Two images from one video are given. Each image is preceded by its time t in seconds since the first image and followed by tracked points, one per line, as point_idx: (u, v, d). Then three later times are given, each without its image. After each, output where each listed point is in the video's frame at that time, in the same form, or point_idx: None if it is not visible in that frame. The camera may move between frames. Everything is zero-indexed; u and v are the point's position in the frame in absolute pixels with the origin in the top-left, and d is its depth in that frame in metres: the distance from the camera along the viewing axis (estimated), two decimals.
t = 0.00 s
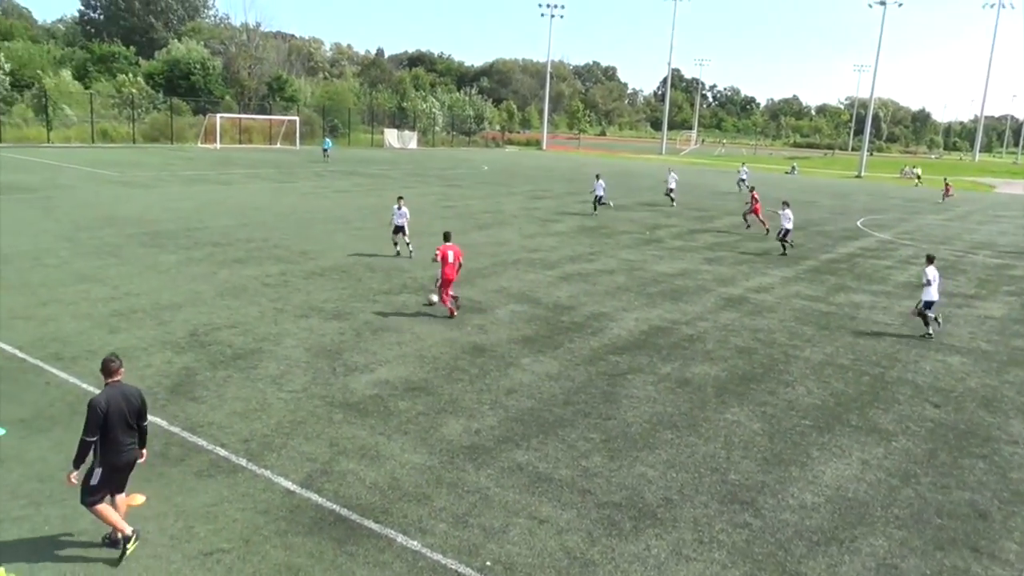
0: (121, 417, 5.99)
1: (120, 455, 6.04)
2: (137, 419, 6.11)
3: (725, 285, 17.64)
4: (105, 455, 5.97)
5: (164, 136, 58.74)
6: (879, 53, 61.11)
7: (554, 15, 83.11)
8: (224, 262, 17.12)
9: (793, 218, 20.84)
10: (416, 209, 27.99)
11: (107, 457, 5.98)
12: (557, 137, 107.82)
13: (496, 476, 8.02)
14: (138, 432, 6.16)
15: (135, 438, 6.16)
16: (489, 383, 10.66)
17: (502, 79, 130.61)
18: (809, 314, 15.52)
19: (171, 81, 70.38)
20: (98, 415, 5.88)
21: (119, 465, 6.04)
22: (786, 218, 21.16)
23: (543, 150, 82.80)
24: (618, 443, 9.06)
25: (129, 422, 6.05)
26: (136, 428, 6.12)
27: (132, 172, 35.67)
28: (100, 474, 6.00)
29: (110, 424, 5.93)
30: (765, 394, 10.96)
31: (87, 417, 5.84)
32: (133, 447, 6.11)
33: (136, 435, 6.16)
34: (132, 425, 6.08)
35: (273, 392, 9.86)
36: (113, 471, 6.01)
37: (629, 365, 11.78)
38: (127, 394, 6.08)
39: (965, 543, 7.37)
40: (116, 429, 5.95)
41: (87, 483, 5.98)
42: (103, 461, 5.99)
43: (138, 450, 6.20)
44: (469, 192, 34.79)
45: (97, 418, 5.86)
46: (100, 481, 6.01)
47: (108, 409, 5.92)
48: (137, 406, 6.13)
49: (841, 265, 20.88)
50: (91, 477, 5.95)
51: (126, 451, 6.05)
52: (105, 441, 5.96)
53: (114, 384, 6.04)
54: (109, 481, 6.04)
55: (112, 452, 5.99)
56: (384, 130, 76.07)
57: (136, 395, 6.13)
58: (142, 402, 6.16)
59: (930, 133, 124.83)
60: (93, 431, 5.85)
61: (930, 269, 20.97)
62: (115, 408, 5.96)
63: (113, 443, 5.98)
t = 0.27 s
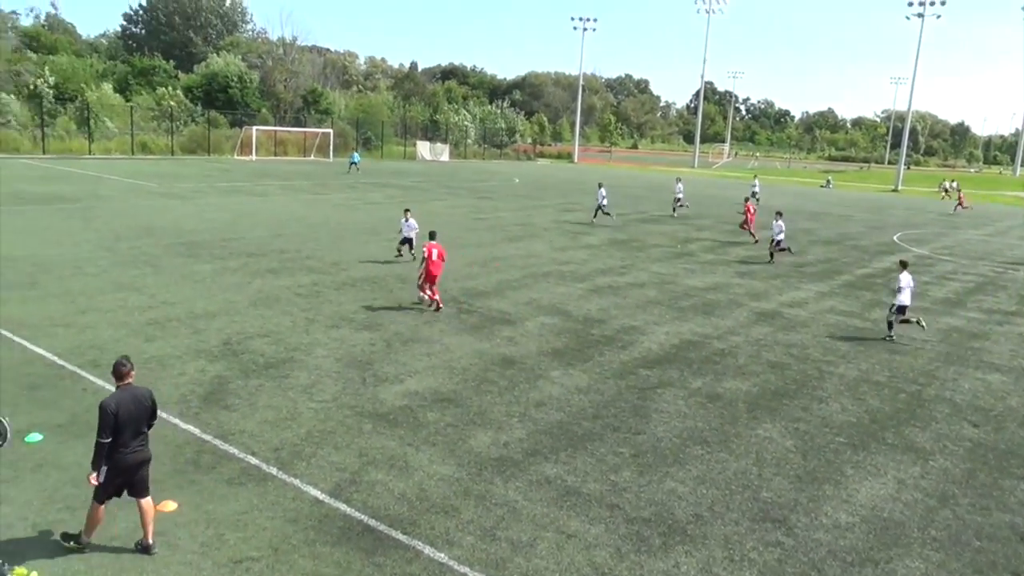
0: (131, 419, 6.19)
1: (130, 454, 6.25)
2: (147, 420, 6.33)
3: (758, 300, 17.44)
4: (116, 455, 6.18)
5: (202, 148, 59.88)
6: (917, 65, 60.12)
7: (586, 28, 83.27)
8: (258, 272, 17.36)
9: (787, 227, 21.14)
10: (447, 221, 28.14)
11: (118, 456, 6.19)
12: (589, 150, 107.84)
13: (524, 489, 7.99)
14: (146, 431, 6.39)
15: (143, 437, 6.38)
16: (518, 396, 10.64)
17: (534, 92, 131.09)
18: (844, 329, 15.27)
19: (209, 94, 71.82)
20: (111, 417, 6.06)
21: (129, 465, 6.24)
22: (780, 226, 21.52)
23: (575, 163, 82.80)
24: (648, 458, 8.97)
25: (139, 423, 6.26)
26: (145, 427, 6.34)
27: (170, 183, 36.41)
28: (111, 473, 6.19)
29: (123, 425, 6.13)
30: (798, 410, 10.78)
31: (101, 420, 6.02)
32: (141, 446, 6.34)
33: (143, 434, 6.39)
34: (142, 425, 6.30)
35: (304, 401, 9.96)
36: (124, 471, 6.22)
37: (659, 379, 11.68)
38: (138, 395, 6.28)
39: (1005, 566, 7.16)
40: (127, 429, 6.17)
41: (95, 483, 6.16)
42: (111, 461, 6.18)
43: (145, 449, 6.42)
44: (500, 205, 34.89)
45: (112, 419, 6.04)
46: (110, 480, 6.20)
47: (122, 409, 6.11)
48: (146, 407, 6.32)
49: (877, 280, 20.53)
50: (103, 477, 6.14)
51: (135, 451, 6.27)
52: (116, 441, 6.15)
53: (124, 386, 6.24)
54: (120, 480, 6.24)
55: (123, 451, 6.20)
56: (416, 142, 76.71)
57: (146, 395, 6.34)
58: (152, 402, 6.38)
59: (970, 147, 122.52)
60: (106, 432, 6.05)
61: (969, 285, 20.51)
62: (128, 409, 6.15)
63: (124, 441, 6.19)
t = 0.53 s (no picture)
0: (125, 428, 6.31)
1: (123, 462, 6.37)
2: (141, 429, 6.45)
3: (781, 313, 17.28)
4: (109, 462, 6.30)
5: (226, 161, 60.65)
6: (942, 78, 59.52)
7: (609, 42, 83.46)
8: (281, 284, 17.52)
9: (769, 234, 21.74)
10: (469, 234, 28.23)
11: (111, 463, 6.31)
12: (610, 163, 107.84)
13: (545, 503, 7.96)
14: (142, 441, 6.50)
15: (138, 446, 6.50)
16: (538, 409, 10.61)
17: (556, 105, 131.43)
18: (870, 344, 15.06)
19: (235, 108, 72.82)
20: (104, 423, 6.20)
21: (121, 472, 6.35)
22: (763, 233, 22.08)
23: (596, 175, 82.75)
24: (669, 472, 8.90)
25: (133, 432, 6.37)
26: (140, 437, 6.46)
27: (196, 196, 36.90)
28: (103, 480, 6.31)
29: (116, 432, 6.26)
30: (823, 425, 10.65)
31: (95, 428, 6.17)
32: (136, 456, 6.46)
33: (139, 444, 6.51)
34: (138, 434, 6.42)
35: (325, 412, 10.01)
36: (115, 478, 6.32)
37: (681, 393, 11.60)
38: (135, 404, 6.42)
39: None
40: (121, 437, 6.29)
41: (89, 488, 6.28)
42: (106, 468, 6.31)
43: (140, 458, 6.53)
44: (521, 218, 34.95)
45: (106, 426, 6.19)
46: (102, 487, 6.32)
47: (116, 417, 6.25)
48: (141, 417, 6.43)
49: (903, 294, 20.27)
50: (95, 483, 6.26)
51: (128, 459, 6.39)
52: (108, 448, 6.28)
53: (122, 394, 6.38)
54: (111, 488, 6.34)
55: (115, 458, 6.32)
56: (438, 155, 77.13)
57: (142, 404, 6.47)
58: (149, 411, 6.50)
59: (998, 160, 120.88)
60: (100, 440, 6.18)
61: (997, 299, 20.19)
62: (122, 417, 6.28)
63: (118, 449, 6.32)
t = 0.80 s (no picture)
0: (123, 431, 6.49)
1: (122, 467, 6.51)
2: (143, 436, 6.60)
3: (802, 328, 17.13)
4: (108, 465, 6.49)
5: (247, 174, 61.30)
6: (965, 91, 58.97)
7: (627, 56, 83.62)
8: (300, 296, 17.64)
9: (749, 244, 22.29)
10: (487, 247, 28.29)
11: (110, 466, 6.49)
12: (628, 176, 107.78)
13: (562, 517, 7.92)
14: (144, 448, 6.64)
15: (140, 452, 6.64)
16: (556, 422, 10.58)
17: (574, 119, 131.71)
18: (894, 360, 14.87)
19: (256, 122, 73.69)
20: (103, 426, 6.44)
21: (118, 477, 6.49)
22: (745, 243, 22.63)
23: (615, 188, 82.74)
24: (688, 488, 8.83)
25: (130, 438, 6.53)
26: (142, 442, 6.60)
27: (218, 208, 37.32)
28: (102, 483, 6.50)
29: (113, 436, 6.45)
30: (844, 442, 10.52)
31: (93, 429, 6.44)
32: (137, 461, 6.59)
33: (141, 450, 6.64)
34: (139, 440, 6.57)
35: (342, 424, 10.03)
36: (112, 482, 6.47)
37: (700, 408, 11.51)
38: (137, 409, 6.59)
39: None
40: (118, 441, 6.46)
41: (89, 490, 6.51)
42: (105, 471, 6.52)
43: (143, 465, 6.65)
44: (539, 231, 34.99)
45: (103, 428, 6.43)
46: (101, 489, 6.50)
47: (114, 421, 6.46)
48: (142, 424, 6.59)
49: (925, 309, 20.02)
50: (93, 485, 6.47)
51: (126, 464, 6.52)
52: (109, 450, 6.49)
53: (126, 399, 6.61)
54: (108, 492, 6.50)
55: (114, 462, 6.49)
56: (457, 168, 77.48)
57: (145, 412, 6.62)
58: (151, 419, 6.63)
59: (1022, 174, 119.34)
60: (96, 441, 6.43)
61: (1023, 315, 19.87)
62: (118, 421, 6.48)
63: (115, 453, 6.49)
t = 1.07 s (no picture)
0: (129, 438, 6.65)
1: (127, 473, 6.65)
2: (148, 443, 6.75)
3: (815, 341, 17.02)
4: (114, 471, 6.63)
5: (261, 187, 61.76)
6: (979, 102, 58.60)
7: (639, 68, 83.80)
8: (312, 308, 17.70)
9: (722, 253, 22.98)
10: (499, 259, 28.31)
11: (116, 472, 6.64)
12: (640, 189, 107.67)
13: (574, 530, 7.88)
14: (150, 455, 6.79)
15: (146, 460, 6.79)
16: (568, 435, 10.54)
17: (586, 131, 132.04)
18: (908, 373, 14.74)
19: (270, 135, 74.30)
20: (110, 432, 6.62)
21: (123, 483, 6.62)
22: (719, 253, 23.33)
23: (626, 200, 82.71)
24: (701, 502, 8.76)
25: (137, 444, 6.69)
26: (148, 450, 6.75)
27: (231, 221, 37.61)
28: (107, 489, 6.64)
29: (119, 442, 6.61)
30: (859, 455, 10.42)
31: (101, 435, 6.63)
32: (142, 468, 6.73)
33: (148, 458, 6.79)
34: (143, 447, 6.72)
35: (354, 437, 10.04)
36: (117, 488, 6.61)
37: (713, 421, 11.44)
38: (143, 417, 6.76)
39: None
40: (124, 448, 6.63)
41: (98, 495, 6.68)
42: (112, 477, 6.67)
43: (149, 472, 6.79)
44: (550, 243, 34.99)
45: (110, 433, 6.60)
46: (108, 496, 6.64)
47: (121, 427, 6.64)
48: (146, 430, 6.75)
49: (940, 322, 19.85)
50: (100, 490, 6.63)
51: (131, 471, 6.66)
52: (116, 456, 6.65)
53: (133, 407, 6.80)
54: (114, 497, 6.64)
55: (119, 468, 6.63)
56: (468, 181, 77.73)
57: (150, 419, 6.79)
58: (158, 427, 6.80)
59: None
60: (103, 447, 6.61)
61: None
62: (124, 428, 6.65)
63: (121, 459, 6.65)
